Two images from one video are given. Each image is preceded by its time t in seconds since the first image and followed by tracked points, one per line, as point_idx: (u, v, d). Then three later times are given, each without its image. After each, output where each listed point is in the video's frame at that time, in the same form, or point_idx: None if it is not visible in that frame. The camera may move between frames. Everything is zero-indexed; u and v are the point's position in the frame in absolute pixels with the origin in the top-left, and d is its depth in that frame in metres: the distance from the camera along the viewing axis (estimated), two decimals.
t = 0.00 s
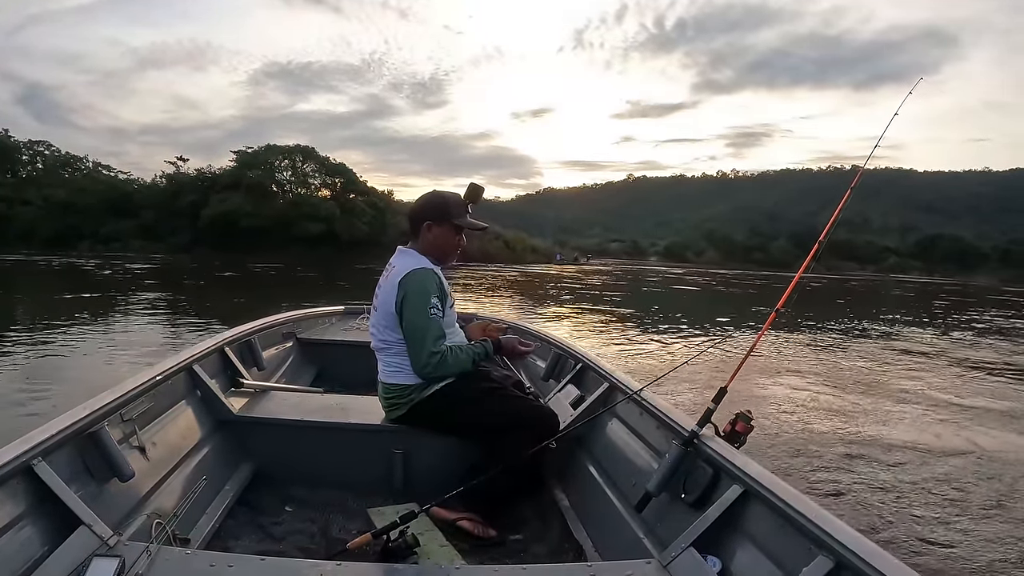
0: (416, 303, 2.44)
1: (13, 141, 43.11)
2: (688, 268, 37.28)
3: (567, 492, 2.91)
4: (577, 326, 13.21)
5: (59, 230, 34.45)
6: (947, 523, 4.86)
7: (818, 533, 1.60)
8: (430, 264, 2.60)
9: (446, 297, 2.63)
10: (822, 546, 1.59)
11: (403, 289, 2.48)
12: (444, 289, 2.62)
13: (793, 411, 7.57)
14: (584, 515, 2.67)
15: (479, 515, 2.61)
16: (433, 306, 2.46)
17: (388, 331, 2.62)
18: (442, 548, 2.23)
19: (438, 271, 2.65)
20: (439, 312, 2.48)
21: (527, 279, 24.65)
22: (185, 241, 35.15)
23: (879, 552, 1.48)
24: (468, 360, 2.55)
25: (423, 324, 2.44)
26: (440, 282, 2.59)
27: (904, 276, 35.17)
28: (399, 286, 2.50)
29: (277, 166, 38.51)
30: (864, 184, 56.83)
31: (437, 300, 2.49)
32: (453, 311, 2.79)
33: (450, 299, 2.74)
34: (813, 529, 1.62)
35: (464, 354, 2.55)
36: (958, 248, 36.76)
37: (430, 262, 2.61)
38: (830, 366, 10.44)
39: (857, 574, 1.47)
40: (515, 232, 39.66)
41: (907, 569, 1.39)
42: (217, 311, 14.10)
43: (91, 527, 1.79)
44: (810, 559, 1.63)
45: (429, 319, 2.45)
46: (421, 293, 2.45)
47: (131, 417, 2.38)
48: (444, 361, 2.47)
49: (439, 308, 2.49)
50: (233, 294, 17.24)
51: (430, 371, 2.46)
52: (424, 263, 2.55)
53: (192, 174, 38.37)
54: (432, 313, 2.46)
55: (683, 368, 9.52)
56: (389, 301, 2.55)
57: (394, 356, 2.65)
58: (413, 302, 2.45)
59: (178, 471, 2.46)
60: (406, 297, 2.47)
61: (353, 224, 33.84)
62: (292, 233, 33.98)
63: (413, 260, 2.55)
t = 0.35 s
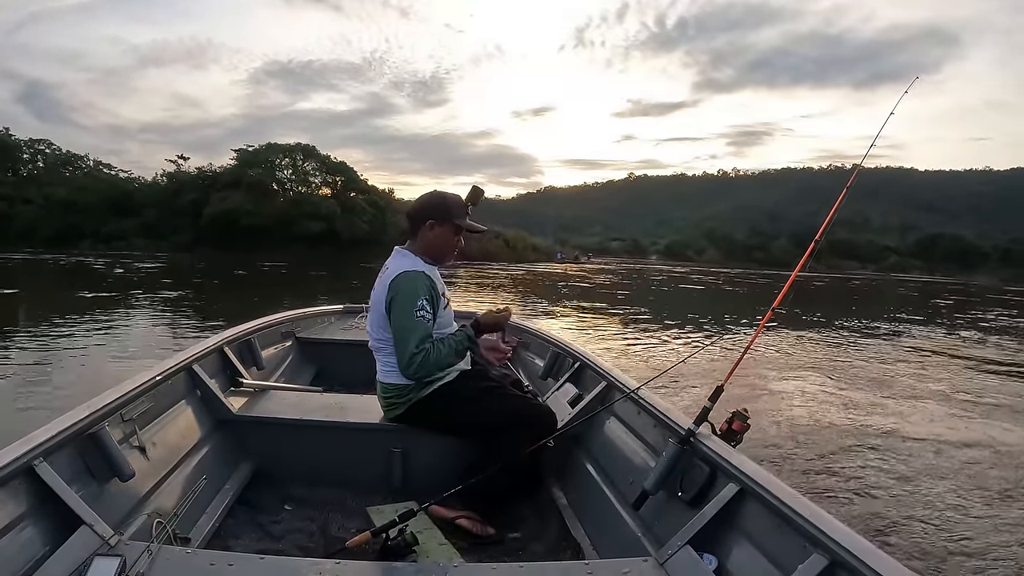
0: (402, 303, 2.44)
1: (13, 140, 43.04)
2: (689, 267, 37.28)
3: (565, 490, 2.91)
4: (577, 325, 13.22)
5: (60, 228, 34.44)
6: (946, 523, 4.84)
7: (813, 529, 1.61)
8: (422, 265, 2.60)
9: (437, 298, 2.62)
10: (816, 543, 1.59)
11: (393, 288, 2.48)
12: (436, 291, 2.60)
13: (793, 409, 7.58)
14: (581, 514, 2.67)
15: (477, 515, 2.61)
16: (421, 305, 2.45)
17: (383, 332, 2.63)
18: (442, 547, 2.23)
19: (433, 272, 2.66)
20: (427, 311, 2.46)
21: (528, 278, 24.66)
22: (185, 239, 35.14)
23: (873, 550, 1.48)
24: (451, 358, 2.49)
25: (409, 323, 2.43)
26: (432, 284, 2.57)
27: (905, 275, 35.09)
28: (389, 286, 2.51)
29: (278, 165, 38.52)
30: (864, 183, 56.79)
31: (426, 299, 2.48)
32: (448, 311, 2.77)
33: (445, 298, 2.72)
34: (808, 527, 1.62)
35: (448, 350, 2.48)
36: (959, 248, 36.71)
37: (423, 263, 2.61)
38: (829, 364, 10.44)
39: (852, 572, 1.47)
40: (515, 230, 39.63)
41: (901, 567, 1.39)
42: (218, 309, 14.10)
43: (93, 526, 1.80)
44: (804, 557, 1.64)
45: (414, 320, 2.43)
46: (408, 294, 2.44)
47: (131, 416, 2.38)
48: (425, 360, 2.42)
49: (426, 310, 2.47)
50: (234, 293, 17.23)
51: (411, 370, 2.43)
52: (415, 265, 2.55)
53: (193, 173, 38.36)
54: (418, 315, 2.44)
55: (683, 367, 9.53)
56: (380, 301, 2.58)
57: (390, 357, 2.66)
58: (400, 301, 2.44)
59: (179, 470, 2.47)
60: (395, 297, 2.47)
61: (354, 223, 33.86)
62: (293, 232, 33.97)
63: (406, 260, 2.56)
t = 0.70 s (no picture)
0: (384, 305, 2.47)
1: (14, 138, 43.01)
2: (689, 265, 37.33)
3: (568, 491, 2.92)
4: (577, 323, 13.24)
5: (61, 227, 34.43)
6: (946, 522, 4.84)
7: (818, 534, 1.60)
8: (417, 266, 2.62)
9: (429, 301, 2.60)
10: (822, 548, 1.59)
11: (381, 290, 2.54)
12: (427, 294, 2.59)
13: (794, 408, 7.60)
14: (584, 515, 2.67)
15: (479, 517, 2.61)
16: (402, 306, 2.46)
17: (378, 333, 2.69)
18: (444, 550, 2.23)
19: (429, 274, 2.66)
20: (409, 312, 2.47)
21: (528, 276, 24.69)
22: (186, 237, 35.17)
23: (878, 554, 1.48)
24: (428, 359, 2.46)
25: (389, 323, 2.45)
26: (423, 287, 2.57)
27: (906, 273, 35.06)
28: (378, 288, 2.57)
29: (279, 164, 38.55)
30: (865, 181, 56.77)
31: (410, 299, 2.49)
32: (446, 309, 2.73)
33: (441, 298, 2.69)
34: (813, 530, 1.62)
35: (423, 351, 2.44)
36: (961, 245, 36.61)
37: (418, 264, 2.63)
38: (830, 362, 10.47)
39: None
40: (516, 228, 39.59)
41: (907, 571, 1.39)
42: (220, 308, 14.12)
43: (92, 532, 1.80)
44: (809, 561, 1.63)
45: (394, 320, 2.45)
46: (392, 295, 2.48)
47: (131, 420, 2.39)
48: (397, 359, 2.43)
49: (409, 311, 2.47)
50: (235, 291, 17.25)
51: (386, 368, 2.47)
52: (407, 266, 2.58)
53: (194, 171, 38.38)
54: (398, 315, 2.45)
55: (683, 365, 9.55)
56: (372, 302, 2.64)
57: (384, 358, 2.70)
58: (384, 301, 2.48)
59: (179, 473, 2.47)
60: (381, 298, 2.52)
61: (355, 221, 33.90)
62: (294, 231, 33.99)
63: (400, 262, 2.59)
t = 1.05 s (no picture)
0: (383, 307, 2.48)
1: (15, 136, 42.96)
2: (689, 262, 37.34)
3: (569, 493, 2.93)
4: (577, 321, 13.25)
5: (61, 224, 34.42)
6: (946, 519, 4.85)
7: (822, 538, 1.62)
8: (417, 267, 2.62)
9: (429, 303, 2.60)
10: (829, 554, 1.59)
11: (380, 291, 2.55)
12: (427, 296, 2.59)
13: (794, 405, 7.62)
14: (586, 517, 2.68)
15: (479, 518, 2.62)
16: (402, 308, 2.46)
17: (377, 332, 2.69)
18: (444, 551, 2.25)
19: (430, 275, 2.65)
20: (409, 314, 2.47)
21: (529, 273, 24.71)
22: (186, 235, 35.18)
23: (885, 559, 1.49)
24: (425, 362, 2.46)
25: (388, 325, 2.45)
26: (422, 289, 2.57)
27: (906, 271, 35.02)
28: (378, 289, 2.57)
29: (280, 161, 38.54)
30: (865, 178, 56.73)
31: (410, 302, 2.49)
32: (447, 311, 2.73)
33: (442, 300, 2.69)
34: (818, 536, 1.63)
35: (421, 355, 2.44)
36: (961, 242, 36.58)
37: (419, 264, 2.63)
38: (830, 360, 10.48)
39: None
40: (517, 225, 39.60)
41: None
42: (220, 305, 14.12)
43: (87, 536, 1.80)
44: (816, 567, 1.64)
45: (392, 323, 2.45)
46: (390, 298, 2.48)
47: (127, 420, 2.39)
48: (394, 362, 2.43)
49: (407, 314, 2.47)
50: (236, 288, 17.25)
51: (383, 371, 2.47)
52: (407, 267, 2.58)
53: (195, 168, 38.37)
54: (397, 318, 2.45)
55: (683, 363, 9.56)
56: (372, 303, 2.64)
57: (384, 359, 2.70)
58: (384, 303, 2.49)
59: (175, 473, 2.48)
60: (381, 299, 2.52)
61: (355, 217, 33.91)
62: (295, 228, 33.99)
63: (401, 263, 2.60)
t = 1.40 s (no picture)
0: (384, 302, 2.48)
1: (16, 133, 42.92)
2: (691, 259, 37.28)
3: (569, 490, 2.93)
4: (578, 318, 13.25)
5: (63, 222, 34.43)
6: (945, 523, 4.85)
7: (823, 538, 1.62)
8: (420, 263, 2.62)
9: (431, 300, 2.61)
10: (830, 553, 1.59)
11: (382, 286, 2.55)
12: (429, 293, 2.59)
13: (796, 403, 7.62)
14: (586, 515, 2.68)
15: (478, 515, 2.62)
16: (402, 305, 2.47)
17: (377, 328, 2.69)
18: (443, 549, 2.26)
19: (432, 272, 2.66)
20: (410, 312, 2.48)
21: (531, 270, 24.71)
22: (188, 232, 35.22)
23: (885, 558, 1.49)
24: (425, 360, 2.45)
25: (388, 321, 2.46)
26: (424, 286, 2.57)
27: (909, 268, 34.95)
28: (380, 284, 2.58)
29: (281, 158, 38.52)
30: (868, 175, 56.59)
31: (411, 299, 2.49)
32: (447, 310, 2.73)
33: (443, 299, 2.69)
34: (819, 534, 1.63)
35: (420, 353, 2.43)
36: (962, 239, 36.54)
37: (423, 261, 2.63)
38: (832, 357, 10.47)
39: None
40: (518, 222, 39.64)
41: None
42: (221, 302, 14.14)
43: (83, 531, 1.81)
44: (817, 566, 1.64)
45: (392, 319, 2.45)
46: (392, 294, 2.49)
47: (125, 415, 2.39)
48: (393, 358, 2.42)
49: (408, 311, 2.48)
50: (237, 286, 17.27)
51: (381, 367, 2.47)
52: (409, 264, 2.58)
53: (196, 166, 38.37)
54: (397, 314, 2.46)
55: (684, 360, 9.57)
56: (373, 298, 2.64)
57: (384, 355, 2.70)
58: (385, 299, 2.49)
59: (173, 468, 2.49)
60: (383, 295, 2.53)
61: (357, 215, 33.92)
62: (297, 225, 34.00)
63: (404, 258, 2.61)
